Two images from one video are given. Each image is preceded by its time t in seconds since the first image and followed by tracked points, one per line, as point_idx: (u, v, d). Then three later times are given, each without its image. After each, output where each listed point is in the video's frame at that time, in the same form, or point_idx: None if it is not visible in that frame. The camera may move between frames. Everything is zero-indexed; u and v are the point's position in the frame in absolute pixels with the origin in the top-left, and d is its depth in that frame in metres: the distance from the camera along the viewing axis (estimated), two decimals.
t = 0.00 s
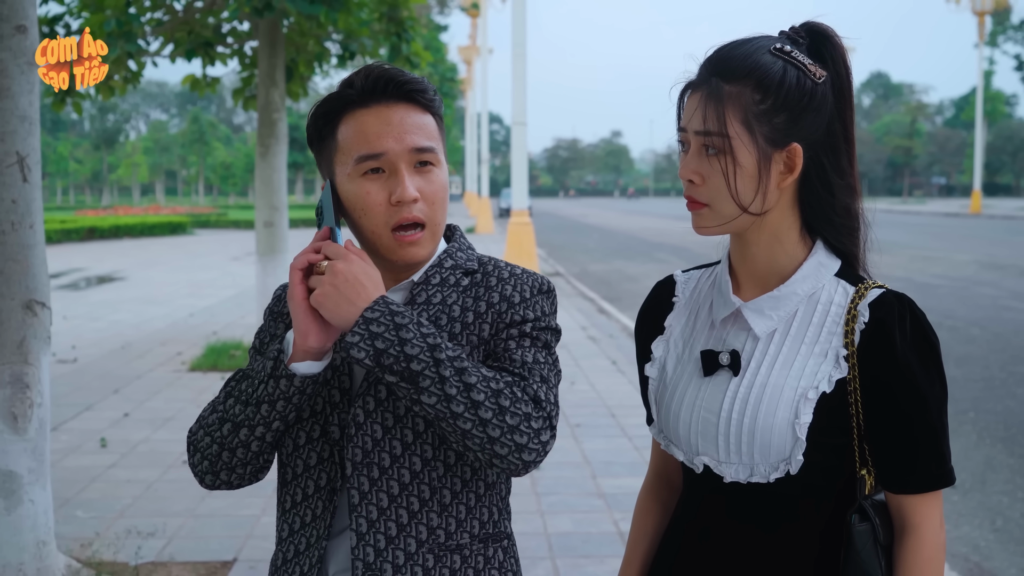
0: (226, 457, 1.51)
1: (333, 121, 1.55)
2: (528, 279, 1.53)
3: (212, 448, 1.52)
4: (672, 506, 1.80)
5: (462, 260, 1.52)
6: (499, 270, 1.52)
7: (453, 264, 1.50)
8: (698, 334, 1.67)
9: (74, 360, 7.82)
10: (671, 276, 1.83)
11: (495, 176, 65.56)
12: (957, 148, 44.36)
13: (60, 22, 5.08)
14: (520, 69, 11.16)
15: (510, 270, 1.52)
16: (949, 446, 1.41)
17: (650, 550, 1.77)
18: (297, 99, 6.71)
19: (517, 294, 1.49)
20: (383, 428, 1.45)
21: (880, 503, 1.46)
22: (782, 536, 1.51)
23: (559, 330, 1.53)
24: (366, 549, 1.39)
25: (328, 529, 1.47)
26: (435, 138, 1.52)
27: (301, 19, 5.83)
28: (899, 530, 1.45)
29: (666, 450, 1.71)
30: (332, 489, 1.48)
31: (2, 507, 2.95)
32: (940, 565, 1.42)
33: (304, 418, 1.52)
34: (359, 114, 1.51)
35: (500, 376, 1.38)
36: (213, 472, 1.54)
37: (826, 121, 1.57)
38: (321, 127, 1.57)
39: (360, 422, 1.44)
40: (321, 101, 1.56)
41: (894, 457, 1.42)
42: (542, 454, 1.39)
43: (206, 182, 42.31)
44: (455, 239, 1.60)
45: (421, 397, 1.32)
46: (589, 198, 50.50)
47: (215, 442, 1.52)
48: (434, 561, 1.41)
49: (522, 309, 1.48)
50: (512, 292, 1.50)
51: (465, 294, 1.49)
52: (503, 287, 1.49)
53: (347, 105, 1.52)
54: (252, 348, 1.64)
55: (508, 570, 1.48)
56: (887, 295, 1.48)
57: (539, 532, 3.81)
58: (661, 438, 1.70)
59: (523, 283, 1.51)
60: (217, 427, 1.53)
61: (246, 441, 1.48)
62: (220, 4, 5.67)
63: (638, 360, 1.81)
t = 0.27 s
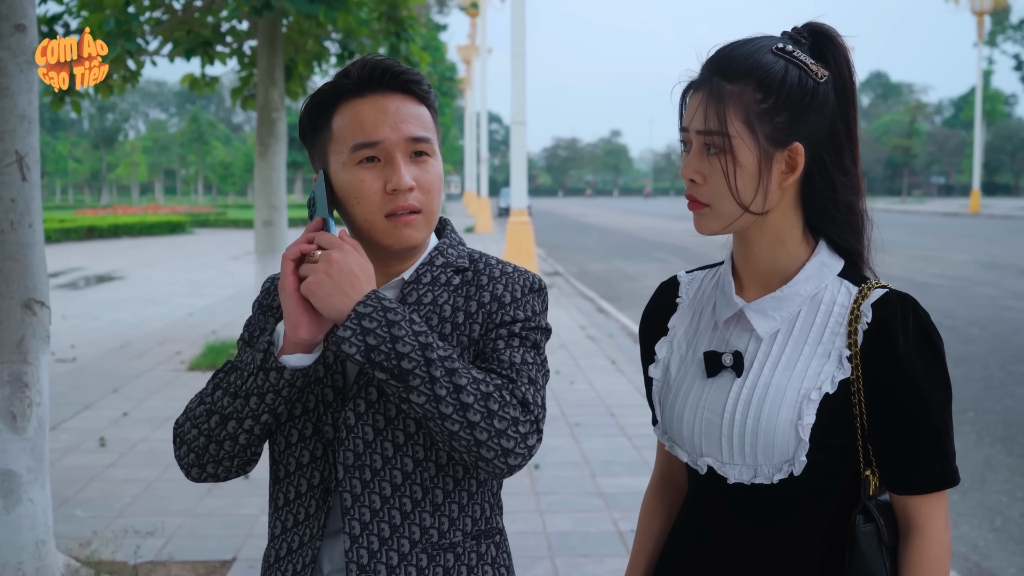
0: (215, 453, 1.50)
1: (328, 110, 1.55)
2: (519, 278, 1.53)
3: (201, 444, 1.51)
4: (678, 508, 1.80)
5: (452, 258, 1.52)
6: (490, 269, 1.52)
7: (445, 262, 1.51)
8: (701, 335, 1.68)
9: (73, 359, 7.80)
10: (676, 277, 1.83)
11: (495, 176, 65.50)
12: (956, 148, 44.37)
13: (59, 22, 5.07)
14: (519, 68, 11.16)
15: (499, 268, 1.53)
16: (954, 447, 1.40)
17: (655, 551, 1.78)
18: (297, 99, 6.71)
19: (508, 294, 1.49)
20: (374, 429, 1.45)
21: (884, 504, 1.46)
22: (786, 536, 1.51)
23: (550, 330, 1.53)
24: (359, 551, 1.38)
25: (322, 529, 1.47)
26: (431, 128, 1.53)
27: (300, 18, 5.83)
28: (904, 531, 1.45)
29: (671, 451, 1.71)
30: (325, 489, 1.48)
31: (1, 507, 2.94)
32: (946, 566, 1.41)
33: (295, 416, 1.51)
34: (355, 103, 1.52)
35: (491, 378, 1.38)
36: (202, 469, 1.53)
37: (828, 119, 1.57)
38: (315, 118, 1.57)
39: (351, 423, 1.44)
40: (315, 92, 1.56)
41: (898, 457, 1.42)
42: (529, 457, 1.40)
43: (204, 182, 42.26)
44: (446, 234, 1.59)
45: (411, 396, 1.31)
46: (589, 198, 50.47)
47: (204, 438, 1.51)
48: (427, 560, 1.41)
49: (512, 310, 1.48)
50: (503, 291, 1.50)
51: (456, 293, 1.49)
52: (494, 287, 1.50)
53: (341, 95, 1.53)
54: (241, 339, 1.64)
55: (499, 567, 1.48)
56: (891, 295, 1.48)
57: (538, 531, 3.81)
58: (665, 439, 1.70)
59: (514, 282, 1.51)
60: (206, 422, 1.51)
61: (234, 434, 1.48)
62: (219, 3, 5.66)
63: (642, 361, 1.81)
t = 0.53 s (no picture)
0: (205, 453, 1.50)
1: (319, 108, 1.54)
2: (511, 280, 1.53)
3: (191, 443, 1.51)
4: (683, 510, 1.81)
5: (445, 258, 1.52)
6: (483, 272, 1.52)
7: (436, 263, 1.51)
8: (704, 336, 1.68)
9: (72, 360, 7.80)
10: (678, 278, 1.84)
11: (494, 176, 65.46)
12: (956, 147, 44.36)
13: (58, 21, 5.07)
14: (519, 68, 11.15)
15: (490, 269, 1.53)
16: (957, 447, 1.40)
17: (661, 553, 1.78)
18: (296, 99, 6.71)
19: (499, 298, 1.49)
20: (365, 434, 1.45)
21: (888, 505, 1.46)
22: (789, 538, 1.51)
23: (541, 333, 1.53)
24: (352, 555, 1.39)
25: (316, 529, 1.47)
26: (423, 128, 1.53)
27: (300, 18, 5.83)
28: (908, 532, 1.44)
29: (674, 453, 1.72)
30: (318, 491, 1.48)
31: None
32: (949, 568, 1.41)
33: (288, 416, 1.52)
34: (346, 102, 1.52)
35: (480, 389, 1.38)
36: (192, 467, 1.53)
37: (831, 119, 1.57)
38: (307, 116, 1.57)
39: (343, 429, 1.44)
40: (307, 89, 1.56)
41: (902, 458, 1.42)
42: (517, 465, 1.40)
43: (204, 182, 42.21)
44: (438, 233, 1.59)
45: (400, 406, 1.32)
46: (588, 198, 50.46)
47: (193, 437, 1.51)
48: (419, 562, 1.42)
49: (504, 314, 1.48)
50: (494, 295, 1.50)
51: (448, 297, 1.49)
52: (486, 291, 1.50)
53: (333, 93, 1.53)
54: (231, 336, 1.64)
55: (490, 566, 1.49)
56: (893, 296, 1.48)
57: (537, 531, 3.81)
58: (669, 441, 1.70)
59: (505, 285, 1.51)
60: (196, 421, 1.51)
61: (223, 433, 1.48)
62: (218, 3, 5.66)
63: (646, 363, 1.82)
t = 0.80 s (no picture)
0: (190, 457, 1.50)
1: (306, 115, 1.54)
2: (496, 285, 1.53)
3: (175, 446, 1.51)
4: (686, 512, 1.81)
5: (431, 263, 1.52)
6: (468, 278, 1.52)
7: (423, 269, 1.51)
8: (706, 338, 1.68)
9: (71, 360, 7.79)
10: (681, 279, 1.84)
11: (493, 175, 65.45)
12: (955, 147, 44.35)
13: (57, 21, 5.07)
14: (518, 68, 11.15)
15: (474, 273, 1.53)
16: (960, 449, 1.41)
17: (663, 555, 1.79)
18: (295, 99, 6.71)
19: (483, 305, 1.49)
20: (349, 441, 1.45)
21: (891, 507, 1.46)
22: (791, 540, 1.51)
23: (525, 337, 1.53)
24: (339, 560, 1.40)
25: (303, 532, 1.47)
26: (410, 137, 1.52)
27: (299, 18, 5.83)
28: (910, 535, 1.45)
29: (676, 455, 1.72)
30: (304, 494, 1.48)
31: None
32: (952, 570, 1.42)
33: (273, 420, 1.51)
34: (333, 110, 1.51)
35: (461, 402, 1.38)
36: (177, 471, 1.53)
37: (835, 120, 1.57)
38: (293, 122, 1.56)
39: (327, 437, 1.44)
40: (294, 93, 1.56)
41: (906, 460, 1.42)
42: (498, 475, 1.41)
43: (203, 182, 42.18)
44: (424, 235, 1.59)
45: (381, 421, 1.32)
46: (587, 197, 50.47)
47: (178, 440, 1.51)
48: (405, 563, 1.42)
49: (487, 321, 1.48)
50: (479, 301, 1.50)
51: (434, 304, 1.50)
52: (470, 297, 1.50)
53: (320, 100, 1.52)
54: (216, 335, 1.64)
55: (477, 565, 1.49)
56: (895, 298, 1.49)
57: (537, 531, 3.81)
58: (671, 443, 1.70)
59: (490, 290, 1.51)
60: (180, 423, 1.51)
61: (209, 439, 1.48)
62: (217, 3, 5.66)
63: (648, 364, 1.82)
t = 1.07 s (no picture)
0: (188, 464, 1.50)
1: (292, 124, 1.53)
2: (488, 287, 1.52)
3: (173, 453, 1.51)
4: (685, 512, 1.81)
5: (423, 265, 1.52)
6: (461, 279, 1.52)
7: (415, 272, 1.51)
8: (707, 339, 1.68)
9: (70, 360, 7.79)
10: (681, 279, 1.84)
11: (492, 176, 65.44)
12: (954, 147, 44.35)
13: (56, 21, 5.07)
14: (517, 68, 11.15)
15: (467, 274, 1.53)
16: (962, 451, 1.41)
17: (662, 556, 1.79)
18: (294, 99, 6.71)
19: (476, 308, 1.49)
20: (345, 446, 1.45)
21: (892, 510, 1.47)
22: (791, 541, 1.51)
23: (519, 338, 1.53)
24: (338, 563, 1.40)
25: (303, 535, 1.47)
26: (399, 144, 1.52)
27: (298, 18, 5.83)
28: (910, 538, 1.46)
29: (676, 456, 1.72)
30: (303, 499, 1.48)
31: None
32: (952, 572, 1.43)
33: (272, 425, 1.51)
34: (320, 118, 1.50)
35: (453, 407, 1.38)
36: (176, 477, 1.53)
37: (837, 122, 1.57)
38: (281, 130, 1.55)
39: (323, 442, 1.45)
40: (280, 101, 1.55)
41: (906, 463, 1.42)
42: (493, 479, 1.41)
43: (202, 182, 42.16)
44: (416, 238, 1.59)
45: (374, 429, 1.33)
46: (586, 197, 50.48)
47: (175, 447, 1.51)
48: (404, 564, 1.42)
49: (480, 324, 1.48)
50: (472, 304, 1.49)
51: (427, 307, 1.50)
52: (463, 299, 1.49)
53: (307, 108, 1.51)
54: (212, 342, 1.64)
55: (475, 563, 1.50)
56: (897, 299, 1.49)
57: (536, 531, 3.81)
58: (671, 443, 1.70)
59: (483, 293, 1.51)
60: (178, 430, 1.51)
61: (209, 447, 1.48)
62: (216, 3, 5.65)
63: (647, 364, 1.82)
